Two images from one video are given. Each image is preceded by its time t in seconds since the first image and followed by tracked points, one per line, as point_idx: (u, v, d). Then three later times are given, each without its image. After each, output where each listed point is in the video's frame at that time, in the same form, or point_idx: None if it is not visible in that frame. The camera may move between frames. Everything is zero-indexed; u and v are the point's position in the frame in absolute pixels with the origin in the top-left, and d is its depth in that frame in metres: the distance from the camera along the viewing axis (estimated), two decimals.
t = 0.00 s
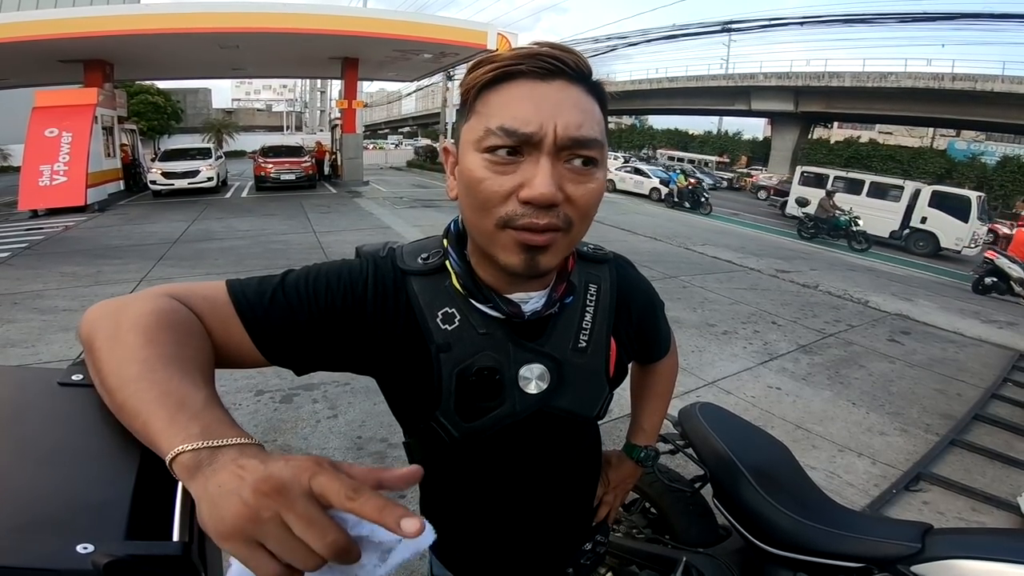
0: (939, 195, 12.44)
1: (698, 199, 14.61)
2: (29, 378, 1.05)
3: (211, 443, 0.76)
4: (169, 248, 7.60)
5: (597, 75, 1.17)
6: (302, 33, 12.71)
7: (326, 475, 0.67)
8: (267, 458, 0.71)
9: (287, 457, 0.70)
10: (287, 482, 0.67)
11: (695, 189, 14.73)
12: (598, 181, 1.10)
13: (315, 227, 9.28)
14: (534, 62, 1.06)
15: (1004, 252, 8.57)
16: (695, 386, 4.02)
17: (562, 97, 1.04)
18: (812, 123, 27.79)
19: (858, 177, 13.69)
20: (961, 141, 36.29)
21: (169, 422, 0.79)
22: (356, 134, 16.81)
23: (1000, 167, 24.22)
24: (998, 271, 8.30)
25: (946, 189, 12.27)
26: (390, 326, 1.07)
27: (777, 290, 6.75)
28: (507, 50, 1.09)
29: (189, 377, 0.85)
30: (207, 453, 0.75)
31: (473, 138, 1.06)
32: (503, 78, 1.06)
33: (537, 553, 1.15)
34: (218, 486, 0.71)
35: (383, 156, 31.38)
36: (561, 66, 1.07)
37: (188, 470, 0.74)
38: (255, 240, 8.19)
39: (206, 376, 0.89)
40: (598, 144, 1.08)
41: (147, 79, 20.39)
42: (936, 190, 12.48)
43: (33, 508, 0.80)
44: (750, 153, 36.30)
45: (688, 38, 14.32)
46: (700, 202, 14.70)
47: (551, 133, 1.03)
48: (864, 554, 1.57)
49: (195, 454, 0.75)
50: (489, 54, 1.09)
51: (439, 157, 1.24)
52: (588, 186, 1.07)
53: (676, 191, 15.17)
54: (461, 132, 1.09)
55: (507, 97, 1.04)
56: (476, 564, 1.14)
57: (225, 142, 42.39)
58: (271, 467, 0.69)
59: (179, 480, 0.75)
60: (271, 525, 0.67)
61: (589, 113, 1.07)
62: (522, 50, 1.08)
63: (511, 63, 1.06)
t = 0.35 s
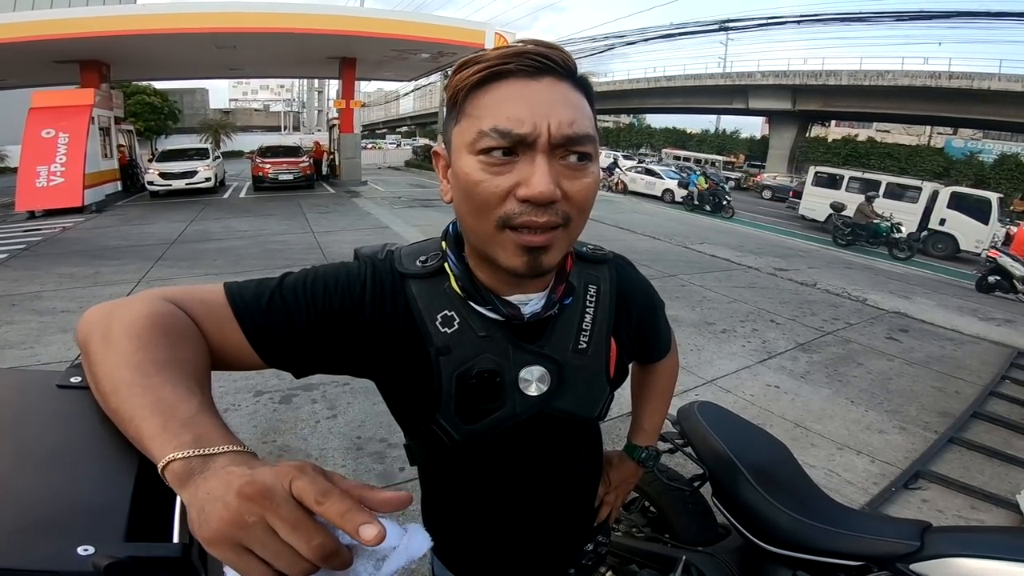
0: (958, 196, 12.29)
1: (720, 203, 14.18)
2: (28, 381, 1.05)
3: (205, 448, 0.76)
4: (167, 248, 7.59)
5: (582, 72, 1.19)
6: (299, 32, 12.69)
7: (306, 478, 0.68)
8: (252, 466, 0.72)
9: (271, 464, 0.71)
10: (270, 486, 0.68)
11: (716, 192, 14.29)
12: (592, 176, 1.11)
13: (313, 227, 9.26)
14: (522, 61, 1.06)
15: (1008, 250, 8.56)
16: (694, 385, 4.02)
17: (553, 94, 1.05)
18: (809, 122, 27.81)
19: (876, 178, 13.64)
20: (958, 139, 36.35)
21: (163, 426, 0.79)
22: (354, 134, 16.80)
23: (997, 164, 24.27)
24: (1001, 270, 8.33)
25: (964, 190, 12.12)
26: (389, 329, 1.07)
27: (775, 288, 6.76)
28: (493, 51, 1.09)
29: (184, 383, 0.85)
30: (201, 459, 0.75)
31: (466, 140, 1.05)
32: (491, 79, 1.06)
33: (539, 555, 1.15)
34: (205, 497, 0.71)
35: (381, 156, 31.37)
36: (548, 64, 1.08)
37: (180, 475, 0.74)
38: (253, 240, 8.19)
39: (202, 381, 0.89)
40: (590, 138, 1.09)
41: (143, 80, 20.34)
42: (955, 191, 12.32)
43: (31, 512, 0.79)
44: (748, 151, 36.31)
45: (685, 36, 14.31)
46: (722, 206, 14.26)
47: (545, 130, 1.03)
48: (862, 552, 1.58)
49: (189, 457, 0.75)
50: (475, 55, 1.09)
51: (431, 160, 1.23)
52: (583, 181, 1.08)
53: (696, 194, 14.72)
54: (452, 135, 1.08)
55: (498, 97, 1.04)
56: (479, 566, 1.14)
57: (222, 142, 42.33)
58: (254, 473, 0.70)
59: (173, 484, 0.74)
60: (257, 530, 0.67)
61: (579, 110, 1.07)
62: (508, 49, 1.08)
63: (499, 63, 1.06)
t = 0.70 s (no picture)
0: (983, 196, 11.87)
1: (745, 206, 13.63)
2: (30, 380, 1.05)
3: (207, 447, 0.76)
4: (168, 249, 7.60)
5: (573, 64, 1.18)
6: (299, 32, 12.69)
7: (305, 473, 0.67)
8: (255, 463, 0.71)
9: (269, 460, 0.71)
10: (268, 477, 0.68)
11: (740, 194, 13.72)
12: (591, 166, 1.11)
13: (314, 227, 9.26)
14: (512, 58, 1.06)
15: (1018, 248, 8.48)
16: (696, 383, 4.02)
17: (545, 86, 1.05)
18: (810, 120, 27.78)
19: (895, 178, 13.25)
20: (958, 136, 36.32)
21: (165, 425, 0.79)
22: (354, 134, 16.79)
23: (998, 161, 24.25)
24: (1010, 268, 8.26)
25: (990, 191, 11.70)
26: (392, 328, 1.07)
27: (776, 286, 6.75)
28: (482, 48, 1.08)
29: (186, 383, 0.85)
30: (203, 461, 0.75)
31: (462, 139, 1.05)
32: (482, 77, 1.06)
33: (545, 554, 1.15)
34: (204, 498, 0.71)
35: (381, 155, 31.34)
36: (538, 58, 1.08)
37: (183, 475, 0.74)
38: (254, 240, 8.19)
39: (204, 382, 0.89)
40: (585, 128, 1.09)
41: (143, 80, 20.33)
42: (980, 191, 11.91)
43: (33, 511, 0.79)
44: (748, 149, 36.28)
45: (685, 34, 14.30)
46: (747, 208, 13.65)
47: (541, 124, 1.03)
48: (867, 550, 1.58)
49: (191, 458, 0.75)
50: (465, 54, 1.09)
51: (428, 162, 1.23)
52: (581, 172, 1.08)
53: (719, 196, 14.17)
54: (448, 136, 1.08)
55: (489, 94, 1.04)
56: (484, 565, 1.14)
57: (222, 142, 42.35)
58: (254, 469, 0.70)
59: (176, 483, 0.74)
60: (257, 525, 0.67)
61: (572, 100, 1.07)
62: (497, 47, 1.08)
63: (488, 60, 1.06)
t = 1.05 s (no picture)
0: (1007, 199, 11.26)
1: (771, 209, 13.18)
2: (35, 381, 1.05)
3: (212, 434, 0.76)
4: (169, 249, 7.60)
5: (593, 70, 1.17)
6: (299, 32, 12.69)
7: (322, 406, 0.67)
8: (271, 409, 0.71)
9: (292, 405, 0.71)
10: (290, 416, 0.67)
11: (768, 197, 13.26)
12: (589, 178, 1.09)
13: (314, 227, 9.25)
14: (521, 58, 1.07)
15: None
16: (697, 382, 4.02)
17: (548, 91, 1.05)
18: (810, 118, 27.76)
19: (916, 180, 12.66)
20: (959, 135, 36.30)
21: (168, 418, 0.79)
22: (355, 134, 16.78)
23: (999, 158, 24.22)
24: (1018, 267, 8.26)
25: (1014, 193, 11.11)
26: (393, 326, 1.07)
27: (777, 284, 6.75)
28: (498, 46, 1.10)
29: (191, 376, 0.85)
30: (216, 438, 0.74)
31: (462, 133, 1.08)
32: (489, 73, 1.07)
33: (548, 552, 1.15)
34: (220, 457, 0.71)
35: (382, 155, 31.35)
36: (550, 61, 1.08)
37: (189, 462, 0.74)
38: (254, 240, 8.20)
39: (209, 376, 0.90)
40: (588, 138, 1.07)
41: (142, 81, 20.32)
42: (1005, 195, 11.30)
43: (38, 511, 0.79)
44: (748, 148, 36.28)
45: (684, 33, 14.28)
46: (774, 212, 13.21)
47: (535, 127, 1.03)
48: (870, 548, 1.58)
49: (199, 445, 0.74)
50: (481, 50, 1.11)
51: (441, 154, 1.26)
52: (575, 182, 1.06)
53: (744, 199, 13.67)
54: (452, 128, 1.11)
55: (492, 92, 1.06)
56: (493, 561, 1.13)
57: (222, 143, 42.37)
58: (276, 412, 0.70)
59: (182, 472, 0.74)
60: (277, 462, 0.65)
61: (576, 108, 1.06)
62: (512, 46, 1.09)
63: (499, 58, 1.07)
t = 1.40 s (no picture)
0: None
1: (798, 212, 12.68)
2: (37, 380, 1.06)
3: (214, 427, 0.75)
4: (170, 249, 7.60)
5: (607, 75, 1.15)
6: (298, 32, 12.67)
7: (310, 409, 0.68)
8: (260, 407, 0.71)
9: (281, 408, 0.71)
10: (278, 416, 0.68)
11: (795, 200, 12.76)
12: (593, 184, 1.09)
13: (314, 227, 9.24)
14: (533, 60, 1.06)
15: None
16: (698, 380, 4.02)
17: (559, 96, 1.03)
18: (809, 116, 27.74)
19: (938, 180, 12.33)
20: (958, 133, 36.31)
21: (168, 409, 0.79)
22: (354, 133, 16.78)
23: (999, 156, 24.26)
24: None
25: None
26: (393, 323, 1.07)
27: (777, 282, 6.75)
28: (512, 46, 1.09)
29: (191, 372, 0.85)
30: (212, 437, 0.74)
31: (469, 132, 1.08)
32: (502, 75, 1.06)
33: (550, 550, 1.15)
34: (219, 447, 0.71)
35: (382, 154, 31.35)
36: (563, 65, 1.06)
37: (188, 452, 0.73)
38: (254, 240, 8.19)
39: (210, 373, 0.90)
40: (594, 145, 1.06)
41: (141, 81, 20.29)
42: None
43: (39, 508, 0.79)
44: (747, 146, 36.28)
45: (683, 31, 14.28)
46: (800, 216, 12.74)
47: (542, 132, 1.02)
48: (871, 545, 1.58)
49: (199, 436, 0.73)
50: (494, 49, 1.10)
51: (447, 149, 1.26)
52: (578, 188, 1.06)
53: (768, 202, 13.19)
54: (461, 125, 1.11)
55: (503, 93, 1.05)
56: (494, 559, 1.14)
57: (222, 143, 42.37)
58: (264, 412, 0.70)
59: (180, 464, 0.73)
60: (264, 460, 0.65)
61: (587, 115, 1.05)
62: (525, 47, 1.08)
63: (511, 60, 1.06)
